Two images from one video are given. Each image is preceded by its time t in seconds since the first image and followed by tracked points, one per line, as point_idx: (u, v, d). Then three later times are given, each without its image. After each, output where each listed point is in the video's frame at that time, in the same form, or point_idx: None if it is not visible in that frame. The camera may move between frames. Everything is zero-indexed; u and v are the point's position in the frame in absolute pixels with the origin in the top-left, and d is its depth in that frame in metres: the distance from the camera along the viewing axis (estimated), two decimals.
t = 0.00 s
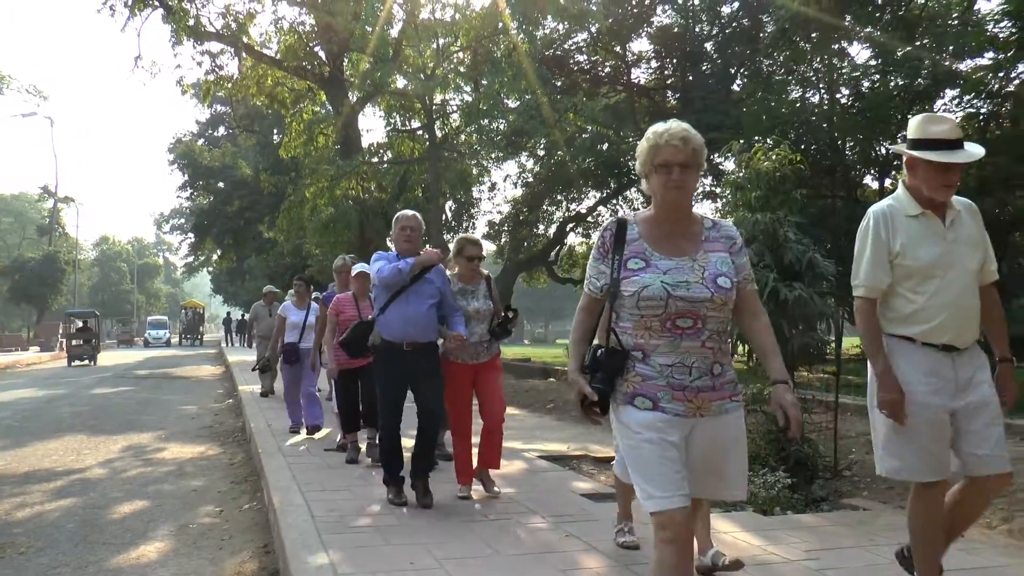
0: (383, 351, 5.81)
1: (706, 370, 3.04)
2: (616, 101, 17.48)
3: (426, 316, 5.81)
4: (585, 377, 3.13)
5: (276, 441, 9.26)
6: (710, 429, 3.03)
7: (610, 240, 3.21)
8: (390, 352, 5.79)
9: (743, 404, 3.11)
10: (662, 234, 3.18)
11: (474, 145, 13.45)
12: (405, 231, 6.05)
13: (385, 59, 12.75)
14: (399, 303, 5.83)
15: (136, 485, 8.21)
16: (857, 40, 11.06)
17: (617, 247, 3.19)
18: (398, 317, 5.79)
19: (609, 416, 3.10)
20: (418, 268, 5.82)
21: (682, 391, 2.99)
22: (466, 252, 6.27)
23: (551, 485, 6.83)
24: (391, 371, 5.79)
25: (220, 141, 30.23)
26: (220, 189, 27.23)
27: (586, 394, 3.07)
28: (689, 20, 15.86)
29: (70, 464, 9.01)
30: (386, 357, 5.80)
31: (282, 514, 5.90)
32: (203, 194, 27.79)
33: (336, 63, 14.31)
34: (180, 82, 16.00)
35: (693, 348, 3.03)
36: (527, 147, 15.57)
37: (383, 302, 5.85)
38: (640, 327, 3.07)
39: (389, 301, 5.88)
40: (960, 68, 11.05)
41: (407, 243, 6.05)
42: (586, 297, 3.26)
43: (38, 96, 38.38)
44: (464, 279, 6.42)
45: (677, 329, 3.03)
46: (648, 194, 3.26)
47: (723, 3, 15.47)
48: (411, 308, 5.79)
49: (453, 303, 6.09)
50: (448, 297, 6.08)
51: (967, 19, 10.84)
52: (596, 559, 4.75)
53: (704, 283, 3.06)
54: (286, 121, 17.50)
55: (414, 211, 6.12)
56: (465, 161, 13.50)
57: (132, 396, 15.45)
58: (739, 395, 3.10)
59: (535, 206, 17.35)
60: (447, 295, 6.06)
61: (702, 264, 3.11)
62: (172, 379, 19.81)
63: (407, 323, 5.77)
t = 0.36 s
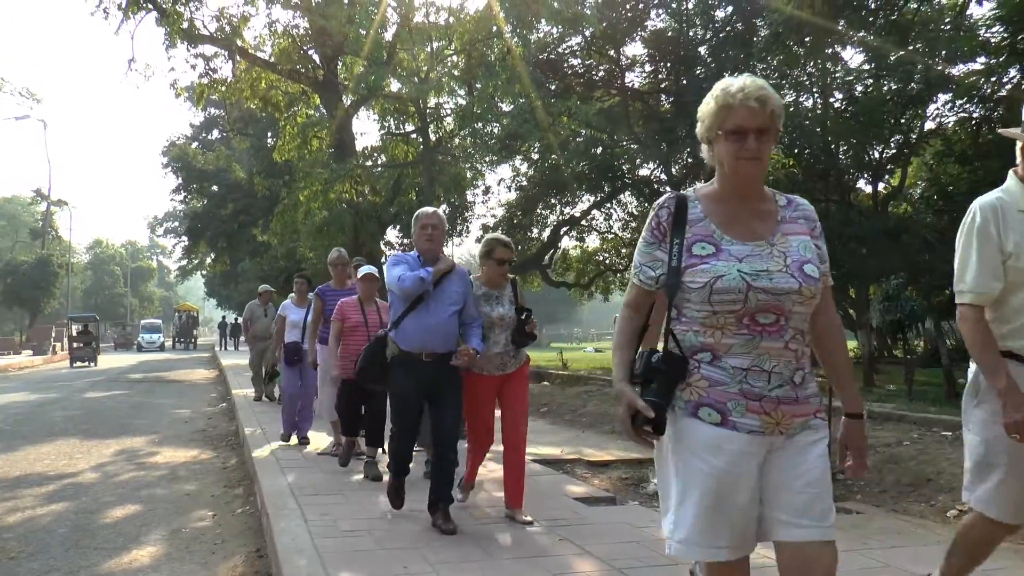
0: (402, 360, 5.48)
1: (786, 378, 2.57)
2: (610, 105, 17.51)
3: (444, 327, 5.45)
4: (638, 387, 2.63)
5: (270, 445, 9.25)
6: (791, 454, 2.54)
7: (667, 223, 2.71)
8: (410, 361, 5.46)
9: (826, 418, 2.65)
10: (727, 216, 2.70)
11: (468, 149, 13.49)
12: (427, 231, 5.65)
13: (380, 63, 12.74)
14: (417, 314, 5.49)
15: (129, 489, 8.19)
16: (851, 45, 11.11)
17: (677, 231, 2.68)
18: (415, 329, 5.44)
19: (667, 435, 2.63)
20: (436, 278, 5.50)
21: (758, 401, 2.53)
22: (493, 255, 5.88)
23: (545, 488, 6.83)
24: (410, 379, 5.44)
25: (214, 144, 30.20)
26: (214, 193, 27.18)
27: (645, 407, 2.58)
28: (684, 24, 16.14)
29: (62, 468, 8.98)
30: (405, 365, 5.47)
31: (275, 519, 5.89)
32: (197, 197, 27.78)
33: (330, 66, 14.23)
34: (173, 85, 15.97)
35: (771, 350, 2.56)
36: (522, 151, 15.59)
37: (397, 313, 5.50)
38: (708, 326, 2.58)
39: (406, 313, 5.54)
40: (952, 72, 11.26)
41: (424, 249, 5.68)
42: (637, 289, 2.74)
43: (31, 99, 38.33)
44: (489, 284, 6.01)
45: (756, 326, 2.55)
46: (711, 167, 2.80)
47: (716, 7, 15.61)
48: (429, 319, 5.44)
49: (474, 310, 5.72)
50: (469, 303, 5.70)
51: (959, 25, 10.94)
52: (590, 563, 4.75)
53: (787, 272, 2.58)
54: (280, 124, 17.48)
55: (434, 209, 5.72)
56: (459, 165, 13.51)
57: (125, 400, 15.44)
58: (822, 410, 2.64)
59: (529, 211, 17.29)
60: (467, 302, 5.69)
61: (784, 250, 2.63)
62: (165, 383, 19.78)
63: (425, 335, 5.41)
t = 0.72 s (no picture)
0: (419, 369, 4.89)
1: (954, 408, 2.03)
2: (605, 108, 17.54)
3: (463, 335, 4.87)
4: (762, 412, 2.05)
5: (266, 448, 9.23)
6: (957, 505, 2.02)
7: (803, 202, 2.12)
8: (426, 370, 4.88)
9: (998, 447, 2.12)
10: (873, 193, 2.12)
11: (463, 152, 13.52)
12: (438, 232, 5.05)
13: (376, 65, 12.69)
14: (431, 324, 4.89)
15: (123, 492, 8.17)
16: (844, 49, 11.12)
17: (813, 212, 2.10)
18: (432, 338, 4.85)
19: (801, 476, 2.07)
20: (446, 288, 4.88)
21: (921, 442, 1.99)
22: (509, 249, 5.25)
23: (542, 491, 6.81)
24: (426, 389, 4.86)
25: (209, 147, 30.18)
26: (209, 196, 27.15)
27: (770, 439, 2.00)
28: (679, 28, 16.18)
29: (56, 472, 8.95)
30: (421, 375, 4.88)
31: (270, 522, 5.87)
32: (192, 199, 27.76)
33: (326, 69, 14.17)
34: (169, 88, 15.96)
35: (937, 373, 2.01)
36: (517, 154, 15.60)
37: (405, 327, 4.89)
38: (856, 337, 2.01)
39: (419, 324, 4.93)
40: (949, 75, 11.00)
41: (437, 248, 5.10)
42: (757, 285, 2.17)
43: (26, 102, 38.32)
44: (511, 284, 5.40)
45: (919, 342, 1.99)
46: (855, 131, 2.18)
47: (711, 11, 15.61)
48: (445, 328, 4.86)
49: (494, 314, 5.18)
50: (489, 307, 5.15)
51: (954, 29, 10.98)
52: (586, 566, 4.73)
53: (961, 271, 2.02)
54: (276, 128, 17.46)
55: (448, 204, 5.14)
56: (454, 168, 13.51)
57: (120, 403, 15.40)
58: (992, 441, 2.09)
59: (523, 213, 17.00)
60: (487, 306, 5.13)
61: (951, 245, 2.07)
62: (160, 386, 19.74)
63: (443, 345, 4.84)
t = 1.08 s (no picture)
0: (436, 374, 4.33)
1: None
2: (602, 111, 17.56)
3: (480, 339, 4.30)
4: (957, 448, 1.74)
5: (262, 451, 9.23)
6: None
7: (997, 166, 1.84)
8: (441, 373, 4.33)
9: None
10: None
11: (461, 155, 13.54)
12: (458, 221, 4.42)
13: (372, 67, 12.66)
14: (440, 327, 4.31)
15: (120, 495, 8.16)
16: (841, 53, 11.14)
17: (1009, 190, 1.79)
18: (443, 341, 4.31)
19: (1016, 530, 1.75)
20: (448, 330, 4.13)
21: None
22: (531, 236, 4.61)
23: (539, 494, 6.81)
24: (447, 399, 4.33)
25: (206, 149, 30.16)
26: (206, 198, 27.12)
27: (976, 485, 1.68)
28: (675, 31, 16.26)
29: (52, 474, 8.94)
30: (442, 381, 4.33)
31: (266, 524, 5.87)
32: (189, 201, 27.76)
33: (323, 71, 14.11)
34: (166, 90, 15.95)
35: None
36: (514, 157, 15.61)
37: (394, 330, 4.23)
38: None
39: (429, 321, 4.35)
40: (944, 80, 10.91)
41: (459, 235, 4.44)
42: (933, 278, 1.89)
43: (23, 104, 38.30)
44: (534, 273, 4.75)
45: None
46: None
47: (709, 13, 15.76)
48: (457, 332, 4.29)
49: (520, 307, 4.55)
50: (515, 300, 4.54)
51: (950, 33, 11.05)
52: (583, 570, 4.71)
53: None
54: (273, 130, 17.45)
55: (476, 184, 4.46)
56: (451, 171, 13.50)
57: (116, 405, 15.39)
58: None
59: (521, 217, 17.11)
60: (513, 300, 4.52)
61: None
62: (157, 388, 19.71)
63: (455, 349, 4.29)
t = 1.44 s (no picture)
0: (478, 387, 3.66)
1: None
2: (599, 114, 17.60)
3: (532, 345, 3.68)
4: None
5: (258, 454, 9.21)
6: None
7: None
8: (482, 384, 3.66)
9: None
10: None
11: (457, 157, 13.45)
12: (512, 203, 3.76)
13: (370, 69, 12.62)
14: (485, 333, 3.66)
15: (116, 498, 8.15)
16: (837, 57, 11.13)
17: None
18: (490, 347, 3.65)
19: None
20: (394, 397, 3.67)
21: None
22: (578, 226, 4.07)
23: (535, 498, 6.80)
24: (492, 412, 3.65)
25: (203, 152, 30.21)
26: (203, 200, 27.16)
27: None
28: (672, 34, 16.44)
29: (48, 477, 8.93)
30: (485, 393, 3.66)
31: (261, 527, 5.88)
32: (186, 204, 27.79)
33: (320, 74, 14.10)
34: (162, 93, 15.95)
35: None
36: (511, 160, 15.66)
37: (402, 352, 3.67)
38: None
39: (472, 325, 3.70)
40: (941, 83, 10.97)
41: (506, 227, 3.80)
42: None
43: (19, 105, 38.29)
44: (582, 267, 4.19)
45: None
46: None
47: (705, 17, 16.08)
48: (507, 338, 3.65)
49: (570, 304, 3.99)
50: (563, 299, 3.95)
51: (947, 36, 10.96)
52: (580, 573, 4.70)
53: None
54: (270, 133, 17.45)
55: (530, 169, 3.82)
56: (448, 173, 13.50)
57: (111, 408, 15.38)
58: None
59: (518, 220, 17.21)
60: (563, 300, 3.93)
61: None
62: (153, 391, 19.71)
63: (505, 355, 3.65)
